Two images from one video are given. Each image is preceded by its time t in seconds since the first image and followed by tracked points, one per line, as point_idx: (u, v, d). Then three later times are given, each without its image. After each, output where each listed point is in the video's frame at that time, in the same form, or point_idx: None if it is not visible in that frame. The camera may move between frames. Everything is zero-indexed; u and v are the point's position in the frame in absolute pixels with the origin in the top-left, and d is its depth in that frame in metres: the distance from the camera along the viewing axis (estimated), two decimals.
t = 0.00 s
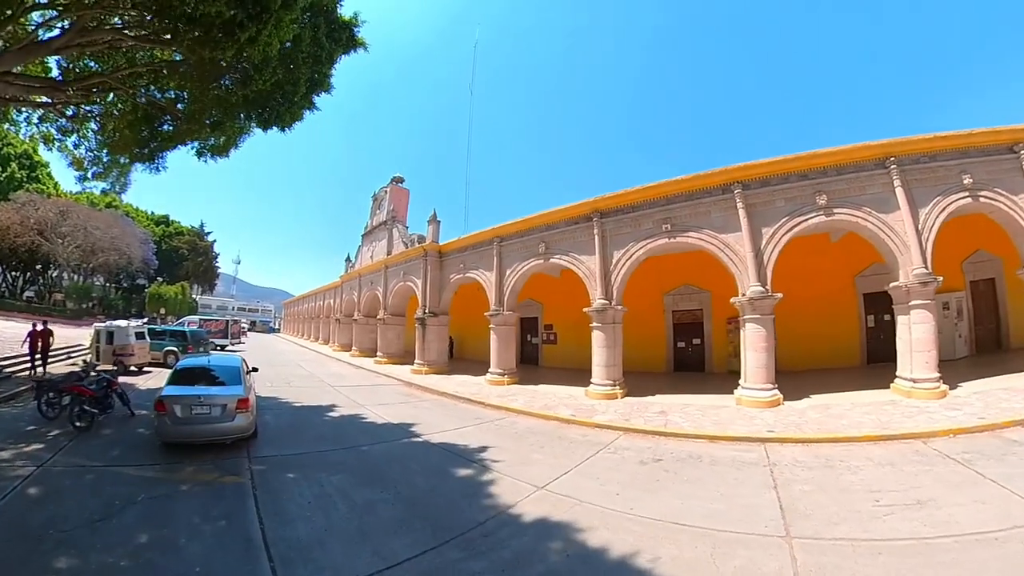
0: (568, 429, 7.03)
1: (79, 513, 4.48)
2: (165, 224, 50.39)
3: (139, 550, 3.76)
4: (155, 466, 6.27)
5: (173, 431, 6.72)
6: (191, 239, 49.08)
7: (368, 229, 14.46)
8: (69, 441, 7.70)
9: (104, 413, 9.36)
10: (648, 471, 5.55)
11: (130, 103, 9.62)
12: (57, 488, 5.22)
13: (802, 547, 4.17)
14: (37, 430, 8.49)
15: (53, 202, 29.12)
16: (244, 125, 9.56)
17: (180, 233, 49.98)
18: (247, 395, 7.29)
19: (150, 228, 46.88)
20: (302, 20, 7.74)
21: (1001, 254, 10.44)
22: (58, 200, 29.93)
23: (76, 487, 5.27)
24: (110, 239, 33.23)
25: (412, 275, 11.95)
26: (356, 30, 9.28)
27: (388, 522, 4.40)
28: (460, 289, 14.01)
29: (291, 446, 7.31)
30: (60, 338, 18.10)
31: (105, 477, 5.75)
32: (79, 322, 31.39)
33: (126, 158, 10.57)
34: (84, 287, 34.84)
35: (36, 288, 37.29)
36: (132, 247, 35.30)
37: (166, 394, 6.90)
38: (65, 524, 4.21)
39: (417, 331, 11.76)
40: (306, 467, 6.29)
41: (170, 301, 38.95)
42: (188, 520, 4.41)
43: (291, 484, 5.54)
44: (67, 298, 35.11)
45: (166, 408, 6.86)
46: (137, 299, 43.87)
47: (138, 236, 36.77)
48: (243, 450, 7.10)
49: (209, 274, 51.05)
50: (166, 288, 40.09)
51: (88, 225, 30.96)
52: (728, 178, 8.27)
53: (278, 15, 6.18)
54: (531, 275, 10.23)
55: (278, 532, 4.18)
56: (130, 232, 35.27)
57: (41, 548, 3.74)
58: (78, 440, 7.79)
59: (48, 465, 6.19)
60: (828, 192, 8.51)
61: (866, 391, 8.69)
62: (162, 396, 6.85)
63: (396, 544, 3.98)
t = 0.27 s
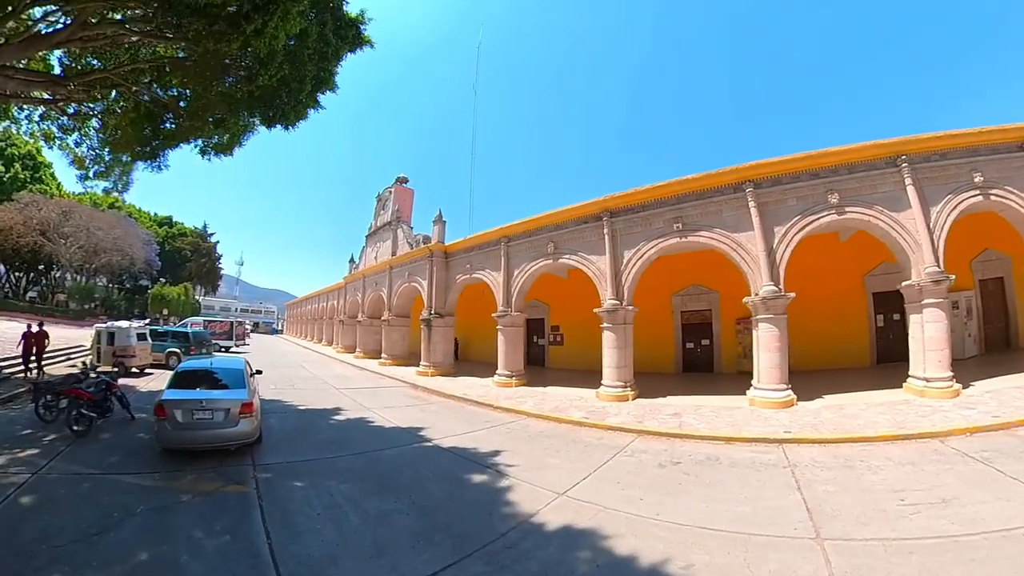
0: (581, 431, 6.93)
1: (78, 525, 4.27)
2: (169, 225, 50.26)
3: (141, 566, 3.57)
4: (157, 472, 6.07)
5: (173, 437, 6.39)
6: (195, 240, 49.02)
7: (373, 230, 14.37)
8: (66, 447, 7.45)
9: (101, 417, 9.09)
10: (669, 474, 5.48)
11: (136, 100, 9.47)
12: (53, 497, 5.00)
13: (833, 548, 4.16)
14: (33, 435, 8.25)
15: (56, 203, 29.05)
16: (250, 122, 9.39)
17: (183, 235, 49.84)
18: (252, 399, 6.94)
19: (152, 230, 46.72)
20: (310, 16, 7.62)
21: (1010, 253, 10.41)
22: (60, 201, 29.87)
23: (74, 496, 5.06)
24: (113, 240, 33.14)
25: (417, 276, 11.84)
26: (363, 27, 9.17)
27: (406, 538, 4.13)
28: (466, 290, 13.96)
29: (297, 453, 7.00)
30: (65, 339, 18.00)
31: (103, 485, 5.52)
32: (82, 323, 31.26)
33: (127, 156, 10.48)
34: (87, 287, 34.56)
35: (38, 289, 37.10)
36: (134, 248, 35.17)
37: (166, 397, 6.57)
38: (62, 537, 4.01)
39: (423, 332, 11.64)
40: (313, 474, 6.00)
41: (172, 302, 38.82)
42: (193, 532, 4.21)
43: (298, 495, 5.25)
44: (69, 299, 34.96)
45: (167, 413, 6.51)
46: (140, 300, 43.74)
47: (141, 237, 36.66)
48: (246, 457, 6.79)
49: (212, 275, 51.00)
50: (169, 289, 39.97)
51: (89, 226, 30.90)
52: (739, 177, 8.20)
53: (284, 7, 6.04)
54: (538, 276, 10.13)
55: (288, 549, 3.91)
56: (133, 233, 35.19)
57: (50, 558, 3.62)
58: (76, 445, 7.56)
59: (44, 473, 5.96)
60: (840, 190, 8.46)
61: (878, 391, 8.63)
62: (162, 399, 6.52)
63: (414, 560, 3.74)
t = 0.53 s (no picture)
0: (597, 436, 6.80)
1: (73, 540, 3.99)
2: (174, 226, 50.02)
3: None
4: (159, 479, 5.84)
5: (173, 446, 6.03)
6: (199, 242, 48.98)
7: (378, 231, 14.27)
8: (61, 454, 7.15)
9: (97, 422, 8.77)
10: (693, 480, 5.39)
11: (142, 98, 9.36)
12: (45, 509, 4.70)
13: (869, 552, 4.10)
14: (28, 442, 7.94)
15: (59, 204, 28.99)
16: (252, 120, 9.26)
17: (188, 236, 49.74)
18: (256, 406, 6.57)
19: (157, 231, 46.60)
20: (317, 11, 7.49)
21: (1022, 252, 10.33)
22: (65, 202, 29.82)
23: (71, 507, 4.79)
24: (117, 241, 33.06)
25: (424, 277, 11.71)
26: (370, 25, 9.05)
27: (427, 556, 3.78)
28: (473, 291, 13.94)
29: (305, 462, 6.60)
30: (68, 340, 17.81)
31: (99, 496, 5.21)
32: (85, 324, 31.12)
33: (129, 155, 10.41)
34: (90, 286, 34.36)
35: (41, 291, 36.89)
36: (138, 249, 35.12)
37: (166, 405, 6.22)
38: (57, 554, 3.74)
39: (429, 334, 11.47)
40: (324, 485, 5.57)
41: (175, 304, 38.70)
42: (197, 546, 3.94)
43: (308, 509, 4.82)
44: (72, 300, 34.81)
45: (166, 420, 6.17)
46: (142, 302, 43.59)
47: (145, 238, 36.61)
48: (252, 467, 6.38)
49: (216, 277, 50.95)
50: (173, 291, 39.86)
51: (94, 227, 30.89)
52: (753, 176, 8.11)
53: None
54: (548, 276, 10.01)
55: (299, 569, 3.58)
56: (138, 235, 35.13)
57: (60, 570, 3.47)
58: (72, 452, 7.26)
59: (36, 482, 5.64)
60: (855, 189, 8.39)
61: (894, 392, 8.54)
62: (162, 406, 6.18)
63: None
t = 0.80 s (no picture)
0: (616, 440, 6.71)
1: (77, 555, 3.75)
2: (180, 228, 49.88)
3: None
4: (166, 486, 5.62)
5: (175, 456, 5.68)
6: (204, 244, 48.88)
7: (385, 232, 14.17)
8: (59, 462, 6.84)
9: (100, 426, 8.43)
10: (720, 484, 5.34)
11: (151, 97, 9.22)
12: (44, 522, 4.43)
13: (908, 553, 4.01)
14: (25, 449, 7.63)
15: (66, 205, 28.87)
16: (256, 117, 9.09)
17: (194, 238, 49.60)
18: (264, 413, 6.19)
19: (165, 232, 46.46)
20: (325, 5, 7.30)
21: None
22: (71, 203, 29.76)
23: (75, 518, 4.55)
24: (124, 242, 33.02)
25: (432, 279, 11.60)
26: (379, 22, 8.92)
27: (450, 573, 3.47)
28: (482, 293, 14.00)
29: (315, 471, 6.19)
30: (75, 342, 17.66)
31: (100, 507, 4.91)
32: (91, 325, 30.97)
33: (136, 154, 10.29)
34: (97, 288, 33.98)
35: (47, 291, 36.85)
36: (145, 251, 35.03)
37: (169, 411, 5.88)
38: (63, 570, 3.51)
39: (438, 336, 11.31)
40: (338, 497, 5.16)
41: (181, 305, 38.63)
42: (209, 561, 3.71)
43: (322, 523, 4.44)
44: (78, 301, 34.64)
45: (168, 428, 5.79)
46: (148, 304, 43.49)
47: (151, 239, 36.52)
48: (260, 478, 6.00)
49: (222, 279, 50.77)
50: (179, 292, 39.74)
51: (100, 229, 30.80)
52: (769, 174, 8.03)
53: None
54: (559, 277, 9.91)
55: None
56: (145, 236, 35.05)
57: None
58: (72, 460, 6.96)
59: (33, 493, 5.34)
60: (871, 187, 8.34)
61: (910, 392, 8.47)
62: (164, 413, 5.81)
63: None
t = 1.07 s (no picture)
0: (636, 442, 6.64)
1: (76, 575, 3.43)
2: (189, 230, 49.69)
3: None
4: (173, 494, 5.32)
5: (182, 464, 5.33)
6: (211, 246, 48.81)
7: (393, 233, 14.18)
8: (61, 468, 6.49)
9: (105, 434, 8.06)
10: (748, 486, 5.41)
11: (160, 98, 9.17)
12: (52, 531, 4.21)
13: (945, 549, 3.97)
14: (26, 454, 7.27)
15: (74, 207, 28.83)
16: (261, 114, 8.98)
17: (200, 240, 49.56)
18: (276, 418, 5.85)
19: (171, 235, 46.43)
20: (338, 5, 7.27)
21: None
22: (79, 205, 29.75)
23: (84, 527, 4.32)
24: (130, 244, 32.99)
25: (441, 279, 11.54)
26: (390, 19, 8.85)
27: None
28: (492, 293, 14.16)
29: (331, 479, 5.84)
30: (83, 344, 17.57)
31: (101, 520, 4.54)
32: (98, 327, 30.91)
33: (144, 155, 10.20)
34: (104, 291, 33.68)
35: (55, 293, 36.93)
36: (151, 252, 34.99)
37: (175, 417, 5.54)
38: None
39: (447, 337, 11.23)
40: (358, 509, 4.84)
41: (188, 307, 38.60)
42: (231, 570, 3.53)
43: (340, 537, 4.13)
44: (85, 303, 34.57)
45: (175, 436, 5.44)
46: (155, 306, 43.50)
47: (158, 241, 36.49)
48: (273, 485, 5.67)
49: (230, 281, 50.57)
50: (185, 294, 39.66)
51: (107, 231, 30.77)
52: (785, 172, 7.98)
53: None
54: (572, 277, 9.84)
55: None
56: (152, 238, 34.99)
57: None
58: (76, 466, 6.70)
59: (30, 504, 4.96)
60: (886, 184, 8.33)
61: (927, 391, 8.43)
62: (170, 420, 5.46)
63: None
